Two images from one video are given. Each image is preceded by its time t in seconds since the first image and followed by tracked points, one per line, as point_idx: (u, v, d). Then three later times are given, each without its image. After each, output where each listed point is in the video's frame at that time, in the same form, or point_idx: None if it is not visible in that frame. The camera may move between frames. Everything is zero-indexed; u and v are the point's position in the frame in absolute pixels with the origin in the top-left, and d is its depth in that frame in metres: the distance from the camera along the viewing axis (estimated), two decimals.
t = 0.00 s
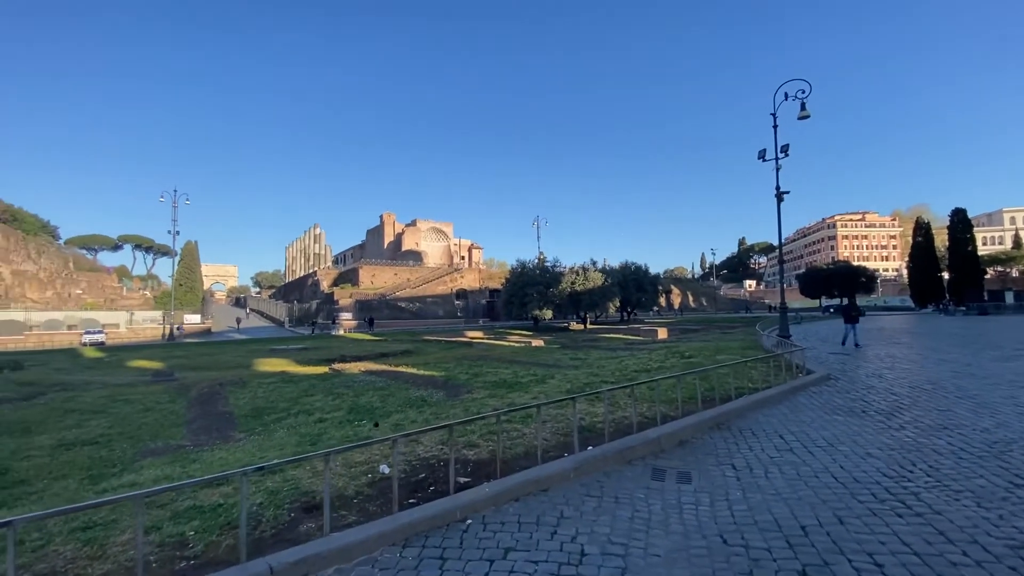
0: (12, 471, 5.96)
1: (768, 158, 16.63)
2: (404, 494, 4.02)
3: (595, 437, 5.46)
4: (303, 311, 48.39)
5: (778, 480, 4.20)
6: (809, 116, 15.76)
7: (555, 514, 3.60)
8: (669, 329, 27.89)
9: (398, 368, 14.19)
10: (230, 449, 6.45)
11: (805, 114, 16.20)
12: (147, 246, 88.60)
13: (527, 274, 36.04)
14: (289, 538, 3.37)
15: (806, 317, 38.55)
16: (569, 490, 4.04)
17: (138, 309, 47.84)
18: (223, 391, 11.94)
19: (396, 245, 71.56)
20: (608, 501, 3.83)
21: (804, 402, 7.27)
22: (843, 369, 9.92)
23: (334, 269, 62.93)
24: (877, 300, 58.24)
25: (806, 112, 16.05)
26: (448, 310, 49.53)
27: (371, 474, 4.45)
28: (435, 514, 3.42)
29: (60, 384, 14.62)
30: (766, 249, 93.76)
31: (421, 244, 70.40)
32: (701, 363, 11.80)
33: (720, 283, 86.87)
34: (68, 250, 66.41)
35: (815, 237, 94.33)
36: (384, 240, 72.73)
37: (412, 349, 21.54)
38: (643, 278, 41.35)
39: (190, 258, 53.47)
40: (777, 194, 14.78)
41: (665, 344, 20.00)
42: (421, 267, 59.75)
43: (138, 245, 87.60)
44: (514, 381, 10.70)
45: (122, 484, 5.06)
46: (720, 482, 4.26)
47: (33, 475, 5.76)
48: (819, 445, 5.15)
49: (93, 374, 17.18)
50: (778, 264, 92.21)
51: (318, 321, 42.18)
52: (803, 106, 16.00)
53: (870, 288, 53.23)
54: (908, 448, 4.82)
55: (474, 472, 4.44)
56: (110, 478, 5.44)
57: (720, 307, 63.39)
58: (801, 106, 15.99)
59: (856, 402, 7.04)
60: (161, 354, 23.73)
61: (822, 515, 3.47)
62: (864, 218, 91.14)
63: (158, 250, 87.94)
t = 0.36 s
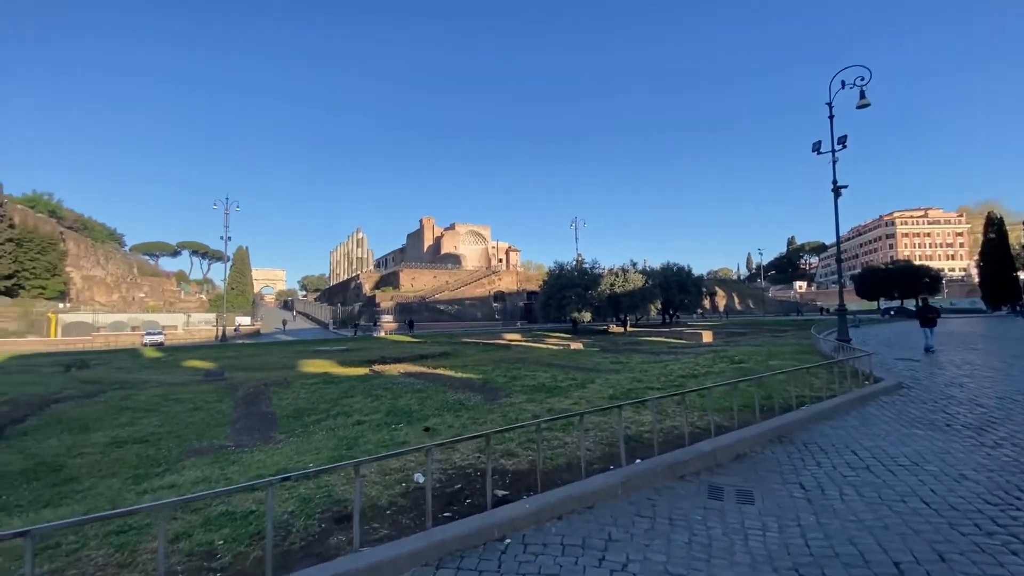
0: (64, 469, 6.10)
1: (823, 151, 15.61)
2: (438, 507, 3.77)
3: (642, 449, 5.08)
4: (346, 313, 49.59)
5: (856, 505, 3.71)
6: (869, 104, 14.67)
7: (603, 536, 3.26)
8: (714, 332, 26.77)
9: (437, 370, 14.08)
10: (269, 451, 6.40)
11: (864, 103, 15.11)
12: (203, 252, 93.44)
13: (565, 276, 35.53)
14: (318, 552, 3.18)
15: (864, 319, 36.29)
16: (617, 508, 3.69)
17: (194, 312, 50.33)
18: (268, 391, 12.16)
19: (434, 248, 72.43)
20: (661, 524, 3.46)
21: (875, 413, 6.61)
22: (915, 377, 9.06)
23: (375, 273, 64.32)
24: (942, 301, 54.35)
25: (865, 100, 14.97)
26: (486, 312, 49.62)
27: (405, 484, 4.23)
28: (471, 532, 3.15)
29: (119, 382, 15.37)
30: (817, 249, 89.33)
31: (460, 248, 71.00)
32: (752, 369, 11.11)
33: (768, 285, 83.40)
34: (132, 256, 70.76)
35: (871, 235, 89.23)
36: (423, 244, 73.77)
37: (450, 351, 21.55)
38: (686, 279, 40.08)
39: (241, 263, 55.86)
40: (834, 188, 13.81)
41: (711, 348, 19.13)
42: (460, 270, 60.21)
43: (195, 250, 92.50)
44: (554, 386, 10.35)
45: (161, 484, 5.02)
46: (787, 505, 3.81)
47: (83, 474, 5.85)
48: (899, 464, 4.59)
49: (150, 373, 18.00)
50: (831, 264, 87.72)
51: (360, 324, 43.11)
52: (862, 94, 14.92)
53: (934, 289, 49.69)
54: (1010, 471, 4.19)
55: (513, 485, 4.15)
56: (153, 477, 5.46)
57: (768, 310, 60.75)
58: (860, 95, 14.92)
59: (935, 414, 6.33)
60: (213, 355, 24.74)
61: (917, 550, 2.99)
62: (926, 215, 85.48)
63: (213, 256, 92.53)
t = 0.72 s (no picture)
0: (124, 470, 6.31)
1: (891, 145, 14.49)
2: (482, 527, 3.56)
3: (701, 471, 4.71)
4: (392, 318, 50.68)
5: (959, 546, 3.24)
6: (944, 93, 13.51)
7: (662, 568, 2.97)
8: (769, 339, 25.43)
9: (481, 376, 13.97)
10: (315, 457, 6.37)
11: (938, 92, 13.93)
12: (260, 259, 98.29)
13: (609, 281, 34.84)
14: (358, 572, 3.05)
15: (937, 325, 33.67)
16: (676, 537, 3.38)
17: (252, 317, 52.82)
18: (317, 395, 12.40)
19: (477, 254, 73.06)
20: (729, 557, 3.11)
21: (965, 433, 5.93)
22: (1007, 393, 8.14)
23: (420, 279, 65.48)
24: None
25: (939, 89, 13.79)
26: (529, 318, 49.46)
27: (448, 499, 4.06)
28: (518, 558, 2.93)
29: (182, 384, 16.17)
30: (881, 251, 83.82)
31: (502, 253, 71.28)
32: (816, 381, 10.35)
33: (826, 289, 79.05)
34: (197, 264, 75.28)
35: (942, 235, 83.04)
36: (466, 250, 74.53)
37: (494, 356, 21.46)
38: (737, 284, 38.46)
39: (294, 270, 58.22)
40: (905, 185, 12.76)
41: (767, 356, 18.11)
42: (503, 275, 60.35)
43: (253, 258, 97.44)
44: (600, 395, 9.99)
45: (211, 489, 5.05)
46: (874, 541, 3.37)
47: (140, 476, 6.01)
48: (1003, 495, 4.02)
49: (210, 375, 18.87)
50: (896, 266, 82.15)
51: (406, 329, 43.88)
52: (936, 82, 13.75)
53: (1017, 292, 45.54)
54: None
55: (561, 505, 3.89)
56: (204, 482, 5.52)
57: (827, 315, 57.41)
58: (933, 83, 13.75)
59: None
60: (268, 358, 25.75)
61: None
62: (1006, 212, 78.71)
63: (269, 263, 97.14)
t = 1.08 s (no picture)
0: (173, 470, 6.50)
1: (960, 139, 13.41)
2: (517, 544, 3.39)
3: (754, 492, 4.37)
4: (432, 324, 51.29)
5: None
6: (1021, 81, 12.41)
7: None
8: (824, 348, 24.03)
9: (519, 383, 13.80)
10: (353, 461, 6.35)
11: (1013, 80, 12.82)
12: (308, 266, 102.06)
13: (651, 286, 33.99)
14: None
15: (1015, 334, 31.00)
16: (728, 564, 3.09)
17: (300, 321, 54.87)
18: (359, 399, 12.58)
19: (517, 260, 73.12)
20: None
21: None
22: None
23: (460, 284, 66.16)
24: None
25: (1015, 77, 12.68)
26: (568, 324, 49.00)
27: (483, 512, 3.92)
28: None
29: (233, 386, 16.79)
30: (947, 253, 78.37)
31: (541, 259, 71.05)
32: (879, 394, 9.62)
33: (886, 294, 74.53)
34: (250, 271, 79.01)
35: (1018, 236, 76.78)
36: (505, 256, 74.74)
37: (533, 362, 21.27)
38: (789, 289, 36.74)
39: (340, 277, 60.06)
40: (977, 181, 11.77)
41: (823, 366, 17.07)
42: (542, 281, 60.12)
43: (302, 265, 101.36)
44: (643, 405, 9.59)
45: (251, 492, 5.08)
46: None
47: (187, 476, 6.16)
48: None
49: (259, 378, 19.58)
50: (965, 270, 76.53)
51: (446, 334, 44.37)
52: (1011, 70, 12.65)
53: None
54: None
55: (601, 524, 3.66)
56: (245, 484, 5.59)
57: (887, 322, 54.07)
58: (1008, 71, 12.66)
59: None
60: (314, 362, 26.54)
61: None
62: None
63: (317, 270, 100.80)
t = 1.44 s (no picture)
0: (218, 474, 6.67)
1: None
2: (552, 566, 3.23)
3: (810, 518, 4.04)
4: (471, 330, 51.59)
5: None
6: None
7: None
8: (883, 358, 22.56)
9: (557, 392, 13.55)
10: (390, 469, 6.33)
11: None
12: (352, 274, 105.14)
13: (694, 293, 32.96)
14: None
15: None
16: None
17: (344, 328, 56.43)
18: (397, 405, 12.67)
19: (555, 267, 72.74)
20: None
21: None
22: None
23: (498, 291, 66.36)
24: None
25: None
26: (608, 332, 48.20)
27: (517, 531, 3.78)
28: None
29: (278, 391, 17.32)
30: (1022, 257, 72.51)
31: (580, 265, 70.36)
32: (948, 411, 8.85)
33: (952, 301, 69.57)
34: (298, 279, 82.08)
35: None
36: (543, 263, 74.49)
37: (571, 371, 20.93)
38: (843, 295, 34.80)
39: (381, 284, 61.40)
40: None
41: (884, 379, 15.95)
42: (580, 288, 59.50)
43: (345, 272, 104.49)
44: (686, 418, 9.19)
45: (288, 500, 5.12)
46: None
47: (230, 480, 6.31)
48: None
49: (303, 383, 20.15)
50: None
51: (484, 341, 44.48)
52: None
53: None
54: None
55: (643, 549, 3.44)
56: (285, 490, 5.65)
57: (954, 332, 50.45)
58: None
59: None
60: (355, 367, 27.12)
61: None
62: None
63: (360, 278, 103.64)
